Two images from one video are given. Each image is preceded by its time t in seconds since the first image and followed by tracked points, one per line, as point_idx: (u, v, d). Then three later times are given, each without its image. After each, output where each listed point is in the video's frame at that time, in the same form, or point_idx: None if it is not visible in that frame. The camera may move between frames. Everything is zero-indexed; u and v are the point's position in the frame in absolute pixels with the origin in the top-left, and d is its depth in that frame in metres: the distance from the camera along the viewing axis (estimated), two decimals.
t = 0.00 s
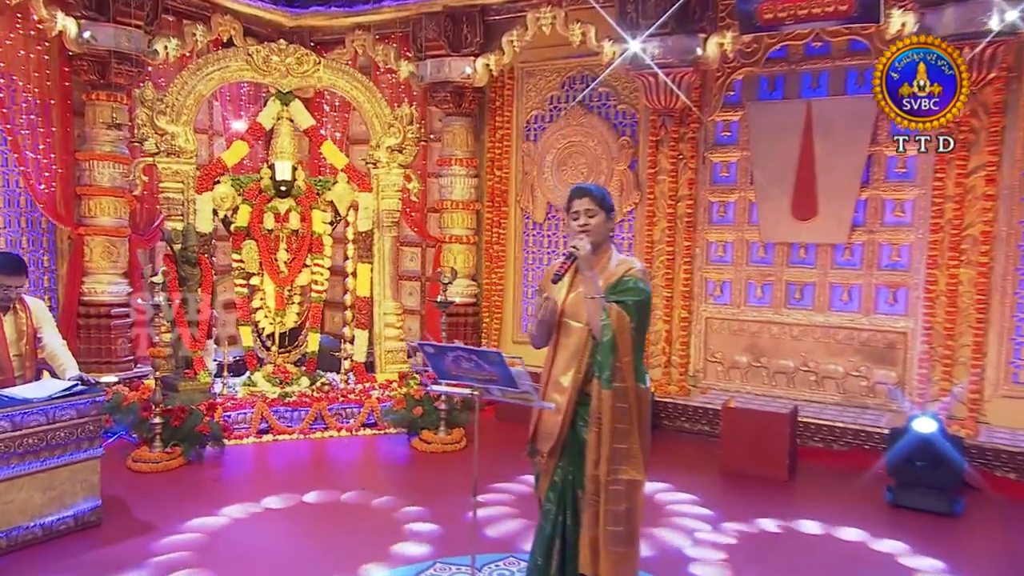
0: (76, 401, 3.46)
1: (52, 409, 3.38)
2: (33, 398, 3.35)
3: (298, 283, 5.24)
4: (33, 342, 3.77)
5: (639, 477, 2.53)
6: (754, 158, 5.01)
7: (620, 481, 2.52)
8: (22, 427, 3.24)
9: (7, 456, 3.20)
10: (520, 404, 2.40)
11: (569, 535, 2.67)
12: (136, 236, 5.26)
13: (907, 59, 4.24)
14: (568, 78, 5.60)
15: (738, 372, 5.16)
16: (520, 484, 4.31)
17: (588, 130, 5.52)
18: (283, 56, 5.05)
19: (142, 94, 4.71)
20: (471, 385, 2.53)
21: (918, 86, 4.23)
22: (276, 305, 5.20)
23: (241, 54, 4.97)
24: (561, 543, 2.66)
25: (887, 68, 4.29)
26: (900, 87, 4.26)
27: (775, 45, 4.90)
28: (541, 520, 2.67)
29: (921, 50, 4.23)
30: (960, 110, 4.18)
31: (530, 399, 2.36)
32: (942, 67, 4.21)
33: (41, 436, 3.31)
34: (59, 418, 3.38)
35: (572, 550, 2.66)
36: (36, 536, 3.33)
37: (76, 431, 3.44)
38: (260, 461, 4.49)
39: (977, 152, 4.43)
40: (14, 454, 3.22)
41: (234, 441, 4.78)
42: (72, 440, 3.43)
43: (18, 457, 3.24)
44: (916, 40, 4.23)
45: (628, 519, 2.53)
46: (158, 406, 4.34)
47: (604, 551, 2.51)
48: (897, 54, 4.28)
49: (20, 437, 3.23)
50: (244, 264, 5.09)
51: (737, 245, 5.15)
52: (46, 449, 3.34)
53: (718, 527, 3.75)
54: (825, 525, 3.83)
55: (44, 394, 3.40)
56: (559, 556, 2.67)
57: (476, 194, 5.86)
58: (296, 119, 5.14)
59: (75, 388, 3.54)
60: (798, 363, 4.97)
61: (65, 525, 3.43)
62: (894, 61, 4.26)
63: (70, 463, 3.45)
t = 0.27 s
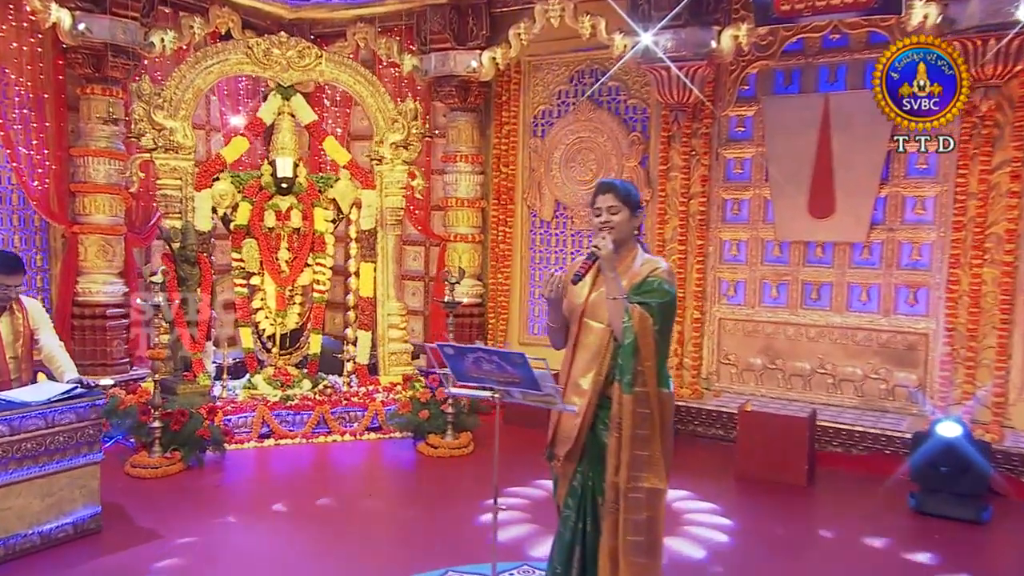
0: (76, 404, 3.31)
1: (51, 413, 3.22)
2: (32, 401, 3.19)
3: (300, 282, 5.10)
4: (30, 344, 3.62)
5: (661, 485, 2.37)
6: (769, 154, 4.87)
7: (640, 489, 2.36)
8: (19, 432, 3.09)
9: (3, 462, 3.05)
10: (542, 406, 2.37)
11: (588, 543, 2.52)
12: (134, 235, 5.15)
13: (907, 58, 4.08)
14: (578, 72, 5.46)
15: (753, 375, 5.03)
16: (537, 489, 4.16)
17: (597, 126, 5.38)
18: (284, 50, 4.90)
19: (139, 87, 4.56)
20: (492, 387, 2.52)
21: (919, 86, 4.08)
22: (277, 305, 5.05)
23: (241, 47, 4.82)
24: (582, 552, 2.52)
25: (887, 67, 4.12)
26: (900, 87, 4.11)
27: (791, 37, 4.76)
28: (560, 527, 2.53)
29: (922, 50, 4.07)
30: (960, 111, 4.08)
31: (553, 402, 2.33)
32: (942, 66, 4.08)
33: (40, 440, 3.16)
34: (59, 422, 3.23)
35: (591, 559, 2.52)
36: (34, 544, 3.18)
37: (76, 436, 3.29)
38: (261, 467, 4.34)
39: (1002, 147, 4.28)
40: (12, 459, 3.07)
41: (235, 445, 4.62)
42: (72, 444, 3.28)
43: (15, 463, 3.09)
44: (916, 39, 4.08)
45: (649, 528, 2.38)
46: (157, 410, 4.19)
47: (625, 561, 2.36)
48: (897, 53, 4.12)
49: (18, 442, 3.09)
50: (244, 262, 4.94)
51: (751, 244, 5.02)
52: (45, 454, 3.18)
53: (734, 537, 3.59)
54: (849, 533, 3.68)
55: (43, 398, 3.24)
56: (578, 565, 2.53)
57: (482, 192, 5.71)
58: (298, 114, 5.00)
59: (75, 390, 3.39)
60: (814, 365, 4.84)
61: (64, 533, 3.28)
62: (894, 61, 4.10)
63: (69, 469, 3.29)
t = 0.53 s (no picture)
0: (78, 407, 3.21)
1: (51, 416, 3.12)
2: (32, 404, 3.09)
3: (301, 283, 4.99)
4: (29, 345, 3.53)
5: (679, 492, 2.28)
6: (780, 151, 4.77)
7: (658, 497, 2.27)
8: (19, 435, 2.99)
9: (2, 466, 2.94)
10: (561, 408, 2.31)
11: (604, 550, 2.43)
12: (130, 235, 5.04)
13: (907, 59, 4.33)
14: (583, 68, 5.37)
15: (762, 376, 4.94)
16: (550, 492, 4.05)
17: (604, 123, 5.29)
18: (284, 45, 4.80)
19: (136, 83, 4.45)
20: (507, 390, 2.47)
21: (919, 86, 4.30)
22: (278, 306, 4.94)
23: (241, 42, 4.71)
24: (599, 561, 2.42)
25: (888, 67, 4.37)
26: (900, 87, 4.33)
27: (802, 33, 4.67)
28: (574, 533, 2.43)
29: (921, 50, 4.31)
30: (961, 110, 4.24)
31: (571, 404, 2.28)
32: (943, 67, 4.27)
33: (40, 444, 3.06)
34: (59, 425, 3.13)
35: (607, 568, 2.42)
36: (33, 551, 3.07)
37: (76, 439, 3.19)
38: (262, 471, 4.23)
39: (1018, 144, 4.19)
40: (11, 463, 2.97)
41: (236, 449, 4.52)
42: (72, 448, 3.17)
43: (15, 467, 2.99)
44: (916, 40, 4.32)
45: (667, 536, 2.28)
46: (156, 413, 4.09)
47: (642, 571, 2.27)
48: (897, 54, 4.36)
49: (18, 446, 2.99)
50: (244, 262, 4.84)
51: (761, 243, 4.93)
52: (45, 458, 3.08)
53: (751, 543, 3.49)
54: (867, 538, 3.59)
55: (43, 400, 3.15)
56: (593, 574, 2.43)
57: (485, 191, 5.61)
58: (299, 111, 4.89)
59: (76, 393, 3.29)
60: (825, 367, 4.74)
61: (64, 539, 3.18)
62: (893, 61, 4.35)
63: (70, 473, 3.18)
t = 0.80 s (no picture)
0: (79, 410, 3.09)
1: (51, 419, 3.00)
2: (32, 407, 2.97)
3: (302, 283, 4.86)
4: (27, 347, 3.41)
5: (706, 502, 2.18)
6: (793, 148, 4.66)
7: (684, 508, 2.16)
8: (19, 439, 2.88)
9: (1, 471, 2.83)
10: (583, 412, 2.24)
11: (627, 559, 2.32)
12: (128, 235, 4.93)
13: (907, 59, 4.35)
14: (591, 64, 5.26)
15: (774, 378, 4.83)
16: (565, 496, 3.93)
17: (612, 119, 5.18)
18: (285, 39, 4.68)
19: (134, 78, 4.34)
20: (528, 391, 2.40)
21: (919, 86, 4.32)
22: (278, 307, 4.81)
23: (241, 36, 4.59)
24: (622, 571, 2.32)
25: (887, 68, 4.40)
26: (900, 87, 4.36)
27: (816, 27, 4.55)
28: (593, 540, 2.33)
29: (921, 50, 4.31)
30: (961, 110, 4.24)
31: (595, 408, 2.20)
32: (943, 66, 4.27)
33: (40, 448, 2.94)
34: (60, 429, 3.01)
35: None
36: (31, 559, 2.95)
37: (77, 443, 3.07)
38: (264, 476, 4.11)
39: None
40: (11, 468, 2.85)
41: (237, 453, 4.40)
42: (72, 453, 3.05)
43: (14, 472, 2.87)
44: (915, 40, 4.32)
45: (695, 547, 2.19)
46: (157, 416, 3.97)
47: None
48: (897, 54, 4.37)
49: (17, 450, 2.87)
50: (244, 262, 4.72)
51: (773, 242, 4.82)
52: (45, 463, 2.96)
53: (771, 550, 3.38)
54: (889, 544, 3.49)
55: (43, 403, 3.03)
56: None
57: (490, 189, 5.49)
58: (300, 107, 4.78)
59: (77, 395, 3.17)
60: (839, 369, 4.63)
61: (64, 546, 3.06)
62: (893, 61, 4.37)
63: (70, 478, 3.07)
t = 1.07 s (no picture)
0: (81, 414, 2.98)
1: (51, 423, 2.89)
2: (31, 411, 2.87)
3: (302, 284, 4.75)
4: (25, 349, 3.30)
5: (732, 509, 2.09)
6: (806, 146, 4.56)
7: (710, 515, 2.08)
8: (18, 445, 2.77)
9: None
10: (606, 415, 2.13)
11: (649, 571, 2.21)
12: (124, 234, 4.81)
13: (907, 58, 4.29)
14: (597, 59, 5.17)
15: (785, 381, 4.72)
16: (581, 501, 3.81)
17: (619, 116, 5.07)
18: (286, 34, 4.57)
19: (131, 73, 4.23)
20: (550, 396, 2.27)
21: (918, 86, 4.27)
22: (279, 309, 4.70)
23: (241, 30, 4.49)
24: None
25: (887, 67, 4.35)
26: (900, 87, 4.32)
27: (829, 21, 4.46)
28: (612, 547, 2.21)
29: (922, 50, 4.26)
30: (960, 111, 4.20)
31: (618, 411, 2.09)
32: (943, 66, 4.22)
33: (40, 453, 2.83)
34: (60, 434, 2.90)
35: None
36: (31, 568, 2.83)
37: (78, 448, 2.95)
38: (264, 481, 4.00)
39: None
40: (10, 473, 2.75)
41: (238, 458, 4.28)
42: (72, 458, 2.94)
43: (14, 479, 2.77)
44: (915, 39, 4.26)
45: (720, 556, 2.09)
46: (156, 420, 3.85)
47: None
48: (898, 53, 4.32)
49: (17, 455, 2.77)
50: (244, 262, 4.62)
51: (784, 242, 4.71)
52: (45, 469, 2.85)
53: (792, 557, 3.27)
54: (912, 550, 3.39)
55: (43, 407, 2.92)
56: None
57: (495, 187, 5.38)
58: (300, 103, 4.66)
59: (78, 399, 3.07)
60: (852, 372, 4.53)
61: (63, 554, 2.94)
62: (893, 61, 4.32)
63: (71, 484, 2.95)
